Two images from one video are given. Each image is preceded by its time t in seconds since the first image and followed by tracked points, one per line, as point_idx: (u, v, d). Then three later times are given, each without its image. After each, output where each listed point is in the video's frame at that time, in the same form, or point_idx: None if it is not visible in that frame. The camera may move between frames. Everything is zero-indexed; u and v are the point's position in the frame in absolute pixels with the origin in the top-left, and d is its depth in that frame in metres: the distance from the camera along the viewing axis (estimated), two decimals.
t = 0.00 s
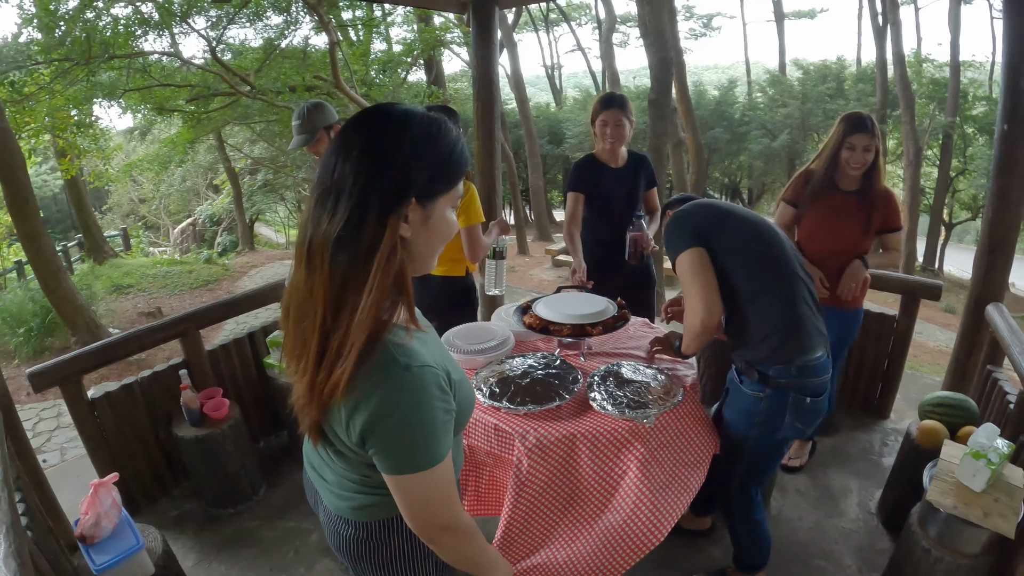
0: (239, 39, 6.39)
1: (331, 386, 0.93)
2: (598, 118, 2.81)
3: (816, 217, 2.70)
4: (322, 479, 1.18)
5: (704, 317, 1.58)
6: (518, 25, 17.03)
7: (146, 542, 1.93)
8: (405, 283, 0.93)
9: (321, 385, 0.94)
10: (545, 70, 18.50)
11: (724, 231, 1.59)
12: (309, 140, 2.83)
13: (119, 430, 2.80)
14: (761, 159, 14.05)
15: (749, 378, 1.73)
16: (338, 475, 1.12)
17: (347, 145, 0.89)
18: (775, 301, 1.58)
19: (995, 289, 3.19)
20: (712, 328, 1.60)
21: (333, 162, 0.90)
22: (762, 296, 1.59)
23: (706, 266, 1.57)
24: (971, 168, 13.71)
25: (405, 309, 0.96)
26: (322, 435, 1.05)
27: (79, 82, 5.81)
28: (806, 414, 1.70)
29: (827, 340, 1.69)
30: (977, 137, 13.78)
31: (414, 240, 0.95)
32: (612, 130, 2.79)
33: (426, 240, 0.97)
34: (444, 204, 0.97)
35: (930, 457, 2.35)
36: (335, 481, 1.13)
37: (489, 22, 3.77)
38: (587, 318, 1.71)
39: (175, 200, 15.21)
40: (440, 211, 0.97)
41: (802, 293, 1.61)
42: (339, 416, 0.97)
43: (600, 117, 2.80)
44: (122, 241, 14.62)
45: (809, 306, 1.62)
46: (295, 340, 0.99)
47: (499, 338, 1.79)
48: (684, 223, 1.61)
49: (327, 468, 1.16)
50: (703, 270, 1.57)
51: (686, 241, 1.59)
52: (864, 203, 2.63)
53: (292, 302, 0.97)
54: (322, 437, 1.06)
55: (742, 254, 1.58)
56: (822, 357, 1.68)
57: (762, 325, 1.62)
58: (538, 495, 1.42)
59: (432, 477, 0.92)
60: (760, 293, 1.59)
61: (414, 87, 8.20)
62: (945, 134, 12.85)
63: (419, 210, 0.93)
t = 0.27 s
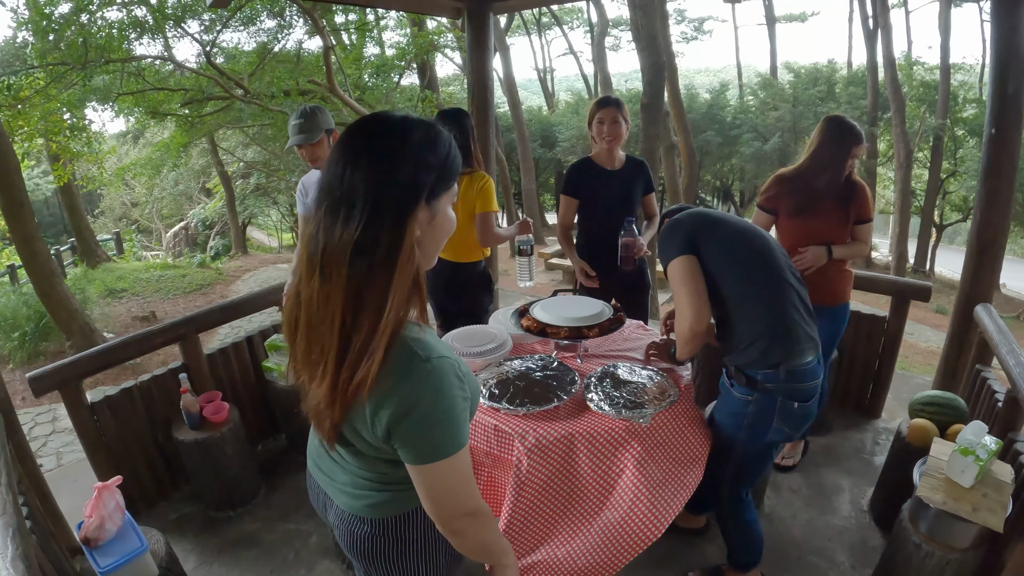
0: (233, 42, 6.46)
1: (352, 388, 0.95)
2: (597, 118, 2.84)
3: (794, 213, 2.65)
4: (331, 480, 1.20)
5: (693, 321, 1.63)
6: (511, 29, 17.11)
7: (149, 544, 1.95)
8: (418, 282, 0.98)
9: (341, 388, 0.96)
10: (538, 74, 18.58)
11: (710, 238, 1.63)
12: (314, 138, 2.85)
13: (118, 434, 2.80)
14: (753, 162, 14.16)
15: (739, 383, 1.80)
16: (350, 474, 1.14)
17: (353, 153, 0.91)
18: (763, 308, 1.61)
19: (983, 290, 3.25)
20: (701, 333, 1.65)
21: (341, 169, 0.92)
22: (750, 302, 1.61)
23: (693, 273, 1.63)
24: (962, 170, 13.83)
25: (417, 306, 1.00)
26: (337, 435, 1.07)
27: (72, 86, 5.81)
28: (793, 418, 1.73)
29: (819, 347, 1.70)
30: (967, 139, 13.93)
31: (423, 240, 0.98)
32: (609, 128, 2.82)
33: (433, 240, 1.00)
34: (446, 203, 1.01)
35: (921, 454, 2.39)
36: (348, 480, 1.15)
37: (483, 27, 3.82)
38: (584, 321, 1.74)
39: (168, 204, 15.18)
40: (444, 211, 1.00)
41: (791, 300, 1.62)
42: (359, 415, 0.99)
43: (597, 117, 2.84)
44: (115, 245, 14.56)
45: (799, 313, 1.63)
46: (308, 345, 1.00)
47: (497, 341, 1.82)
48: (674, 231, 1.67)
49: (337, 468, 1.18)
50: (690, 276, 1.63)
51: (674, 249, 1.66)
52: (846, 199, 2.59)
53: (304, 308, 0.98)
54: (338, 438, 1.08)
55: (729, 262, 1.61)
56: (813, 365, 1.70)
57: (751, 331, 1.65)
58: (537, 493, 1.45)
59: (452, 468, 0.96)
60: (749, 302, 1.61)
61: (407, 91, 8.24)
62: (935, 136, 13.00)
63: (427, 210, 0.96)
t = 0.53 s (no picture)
0: (226, 47, 6.47)
1: (368, 391, 0.98)
2: (586, 124, 2.86)
3: (783, 219, 2.67)
4: (334, 485, 1.21)
5: (692, 328, 1.66)
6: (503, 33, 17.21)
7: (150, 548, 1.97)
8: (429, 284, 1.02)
9: (356, 393, 0.98)
10: (530, 77, 18.64)
11: (717, 238, 1.64)
12: (304, 144, 2.62)
13: (116, 439, 2.82)
14: (744, 166, 14.31)
15: (731, 389, 1.80)
16: (357, 476, 1.16)
17: (365, 166, 0.95)
18: (760, 314, 1.66)
19: (970, 293, 3.31)
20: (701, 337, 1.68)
21: (354, 181, 0.95)
22: (748, 307, 1.66)
23: (702, 274, 1.64)
24: (952, 172, 13.97)
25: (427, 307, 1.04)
26: (348, 439, 1.09)
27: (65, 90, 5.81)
28: (783, 424, 1.78)
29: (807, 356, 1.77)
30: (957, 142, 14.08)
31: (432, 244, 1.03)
32: (597, 136, 2.85)
33: (440, 243, 1.05)
34: (449, 208, 1.05)
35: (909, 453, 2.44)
36: (356, 483, 1.16)
37: (476, 35, 3.88)
38: (576, 326, 1.78)
39: (161, 209, 15.14)
40: (449, 217, 1.05)
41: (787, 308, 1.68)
42: (374, 418, 1.02)
43: (586, 124, 2.86)
44: (107, 250, 14.51)
45: (792, 321, 1.69)
46: (319, 353, 1.02)
47: (491, 345, 1.85)
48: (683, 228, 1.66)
49: (343, 473, 1.19)
50: (698, 277, 1.64)
51: (681, 246, 1.65)
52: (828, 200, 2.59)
53: (316, 317, 0.99)
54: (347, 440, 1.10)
55: (735, 265, 1.64)
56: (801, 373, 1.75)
57: (746, 336, 1.70)
58: (532, 494, 1.48)
59: (464, 459, 1.00)
60: (753, 304, 1.66)
61: (401, 95, 8.28)
62: (925, 139, 13.13)
63: (435, 216, 1.00)
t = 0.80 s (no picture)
0: (224, 51, 6.50)
1: (397, 395, 1.04)
2: (576, 135, 2.89)
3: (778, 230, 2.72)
4: (345, 495, 1.23)
5: (732, 355, 1.65)
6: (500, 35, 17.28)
7: (158, 552, 2.01)
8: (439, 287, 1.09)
9: (384, 398, 1.04)
10: (527, 79, 18.71)
11: (770, 246, 1.57)
12: (295, 152, 2.40)
13: (120, 444, 2.85)
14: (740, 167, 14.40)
15: (743, 410, 1.83)
16: (370, 482, 1.20)
17: (371, 185, 0.99)
18: (792, 327, 1.66)
19: (961, 297, 3.36)
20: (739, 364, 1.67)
21: (361, 200, 0.98)
22: (783, 319, 1.65)
23: (752, 293, 1.58)
24: (947, 173, 14.05)
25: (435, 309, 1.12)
26: (370, 445, 1.13)
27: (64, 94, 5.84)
28: (792, 451, 1.82)
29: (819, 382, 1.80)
30: (952, 144, 14.17)
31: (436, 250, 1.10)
32: (589, 149, 2.89)
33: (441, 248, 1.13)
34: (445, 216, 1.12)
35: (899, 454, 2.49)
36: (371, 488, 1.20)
37: (474, 41, 3.93)
38: (574, 333, 1.82)
39: (158, 211, 15.16)
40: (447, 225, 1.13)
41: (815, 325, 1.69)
42: (399, 419, 1.08)
43: (578, 135, 2.89)
44: (105, 253, 14.52)
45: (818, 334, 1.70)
46: (338, 368, 1.04)
47: (491, 351, 1.90)
48: (738, 229, 1.58)
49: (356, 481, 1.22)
50: (750, 294, 1.58)
51: (738, 255, 1.57)
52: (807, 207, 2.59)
53: (333, 333, 1.02)
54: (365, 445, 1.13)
55: (781, 286, 1.61)
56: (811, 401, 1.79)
57: (772, 346, 1.70)
58: (533, 496, 1.52)
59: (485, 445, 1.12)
60: (791, 325, 1.66)
61: (399, 98, 8.33)
62: (920, 141, 13.21)
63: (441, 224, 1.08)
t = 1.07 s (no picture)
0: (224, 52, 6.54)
1: (413, 378, 1.12)
2: (576, 139, 2.95)
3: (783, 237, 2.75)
4: (361, 492, 1.27)
5: (757, 360, 1.64)
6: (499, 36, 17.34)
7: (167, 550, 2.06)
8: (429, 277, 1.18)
9: (402, 383, 1.11)
10: (525, 80, 18.76)
11: (813, 254, 1.56)
12: (275, 168, 2.13)
13: (126, 444, 2.89)
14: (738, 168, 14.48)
15: (758, 415, 1.86)
16: (384, 474, 1.25)
17: (359, 192, 1.06)
18: (817, 334, 1.69)
19: (956, 298, 3.41)
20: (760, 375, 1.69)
21: (353, 206, 1.06)
22: (809, 325, 1.67)
23: (789, 302, 1.57)
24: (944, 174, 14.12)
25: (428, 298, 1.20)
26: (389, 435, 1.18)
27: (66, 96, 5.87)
28: (810, 457, 1.82)
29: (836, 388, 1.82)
30: (949, 144, 14.24)
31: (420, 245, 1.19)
32: (590, 153, 2.95)
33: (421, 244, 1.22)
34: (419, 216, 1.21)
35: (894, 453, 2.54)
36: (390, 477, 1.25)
37: (474, 45, 3.97)
38: (574, 334, 1.86)
39: (158, 212, 15.20)
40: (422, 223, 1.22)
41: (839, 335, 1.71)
42: (416, 403, 1.15)
43: (578, 141, 2.95)
44: (105, 254, 14.54)
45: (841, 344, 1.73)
46: (355, 366, 1.09)
47: (493, 353, 1.94)
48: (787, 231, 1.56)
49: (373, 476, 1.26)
50: (786, 303, 1.58)
51: (783, 259, 1.56)
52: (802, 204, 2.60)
53: (347, 333, 1.07)
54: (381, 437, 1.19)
55: (815, 296, 1.61)
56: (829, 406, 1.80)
57: (794, 348, 1.73)
58: (535, 492, 1.56)
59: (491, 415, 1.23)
60: (814, 335, 1.69)
61: (399, 100, 8.38)
62: (918, 141, 13.27)
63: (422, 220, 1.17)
